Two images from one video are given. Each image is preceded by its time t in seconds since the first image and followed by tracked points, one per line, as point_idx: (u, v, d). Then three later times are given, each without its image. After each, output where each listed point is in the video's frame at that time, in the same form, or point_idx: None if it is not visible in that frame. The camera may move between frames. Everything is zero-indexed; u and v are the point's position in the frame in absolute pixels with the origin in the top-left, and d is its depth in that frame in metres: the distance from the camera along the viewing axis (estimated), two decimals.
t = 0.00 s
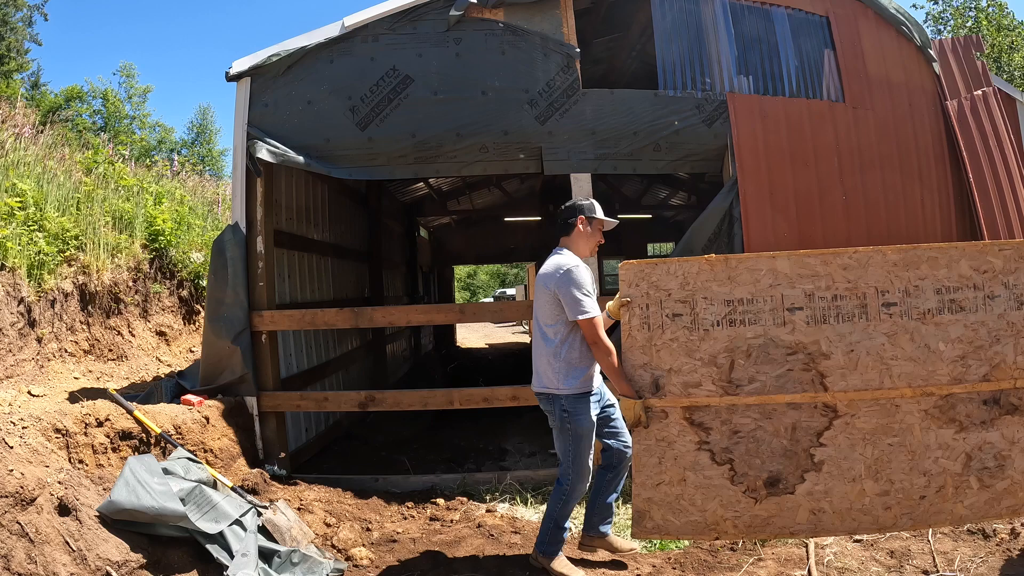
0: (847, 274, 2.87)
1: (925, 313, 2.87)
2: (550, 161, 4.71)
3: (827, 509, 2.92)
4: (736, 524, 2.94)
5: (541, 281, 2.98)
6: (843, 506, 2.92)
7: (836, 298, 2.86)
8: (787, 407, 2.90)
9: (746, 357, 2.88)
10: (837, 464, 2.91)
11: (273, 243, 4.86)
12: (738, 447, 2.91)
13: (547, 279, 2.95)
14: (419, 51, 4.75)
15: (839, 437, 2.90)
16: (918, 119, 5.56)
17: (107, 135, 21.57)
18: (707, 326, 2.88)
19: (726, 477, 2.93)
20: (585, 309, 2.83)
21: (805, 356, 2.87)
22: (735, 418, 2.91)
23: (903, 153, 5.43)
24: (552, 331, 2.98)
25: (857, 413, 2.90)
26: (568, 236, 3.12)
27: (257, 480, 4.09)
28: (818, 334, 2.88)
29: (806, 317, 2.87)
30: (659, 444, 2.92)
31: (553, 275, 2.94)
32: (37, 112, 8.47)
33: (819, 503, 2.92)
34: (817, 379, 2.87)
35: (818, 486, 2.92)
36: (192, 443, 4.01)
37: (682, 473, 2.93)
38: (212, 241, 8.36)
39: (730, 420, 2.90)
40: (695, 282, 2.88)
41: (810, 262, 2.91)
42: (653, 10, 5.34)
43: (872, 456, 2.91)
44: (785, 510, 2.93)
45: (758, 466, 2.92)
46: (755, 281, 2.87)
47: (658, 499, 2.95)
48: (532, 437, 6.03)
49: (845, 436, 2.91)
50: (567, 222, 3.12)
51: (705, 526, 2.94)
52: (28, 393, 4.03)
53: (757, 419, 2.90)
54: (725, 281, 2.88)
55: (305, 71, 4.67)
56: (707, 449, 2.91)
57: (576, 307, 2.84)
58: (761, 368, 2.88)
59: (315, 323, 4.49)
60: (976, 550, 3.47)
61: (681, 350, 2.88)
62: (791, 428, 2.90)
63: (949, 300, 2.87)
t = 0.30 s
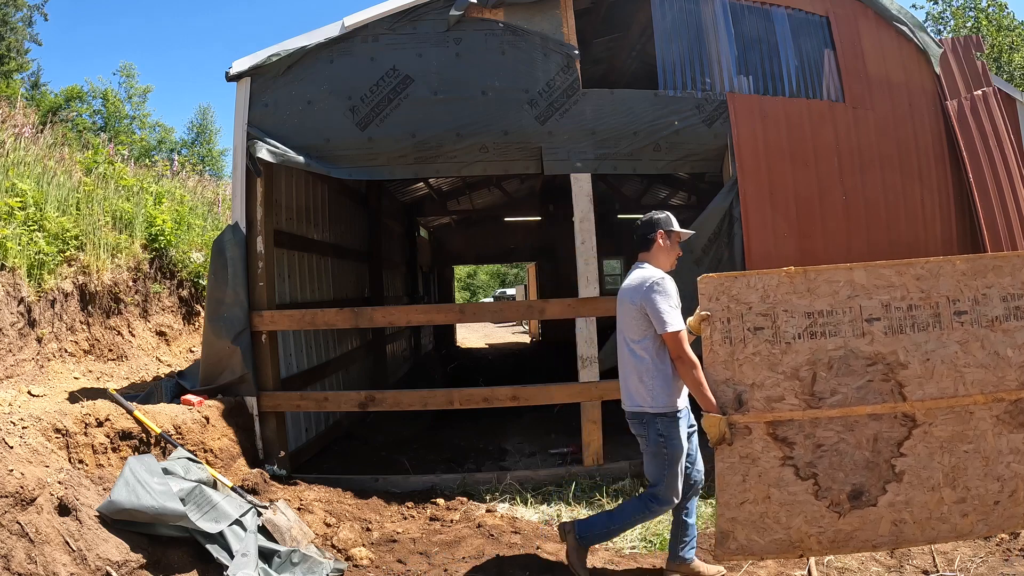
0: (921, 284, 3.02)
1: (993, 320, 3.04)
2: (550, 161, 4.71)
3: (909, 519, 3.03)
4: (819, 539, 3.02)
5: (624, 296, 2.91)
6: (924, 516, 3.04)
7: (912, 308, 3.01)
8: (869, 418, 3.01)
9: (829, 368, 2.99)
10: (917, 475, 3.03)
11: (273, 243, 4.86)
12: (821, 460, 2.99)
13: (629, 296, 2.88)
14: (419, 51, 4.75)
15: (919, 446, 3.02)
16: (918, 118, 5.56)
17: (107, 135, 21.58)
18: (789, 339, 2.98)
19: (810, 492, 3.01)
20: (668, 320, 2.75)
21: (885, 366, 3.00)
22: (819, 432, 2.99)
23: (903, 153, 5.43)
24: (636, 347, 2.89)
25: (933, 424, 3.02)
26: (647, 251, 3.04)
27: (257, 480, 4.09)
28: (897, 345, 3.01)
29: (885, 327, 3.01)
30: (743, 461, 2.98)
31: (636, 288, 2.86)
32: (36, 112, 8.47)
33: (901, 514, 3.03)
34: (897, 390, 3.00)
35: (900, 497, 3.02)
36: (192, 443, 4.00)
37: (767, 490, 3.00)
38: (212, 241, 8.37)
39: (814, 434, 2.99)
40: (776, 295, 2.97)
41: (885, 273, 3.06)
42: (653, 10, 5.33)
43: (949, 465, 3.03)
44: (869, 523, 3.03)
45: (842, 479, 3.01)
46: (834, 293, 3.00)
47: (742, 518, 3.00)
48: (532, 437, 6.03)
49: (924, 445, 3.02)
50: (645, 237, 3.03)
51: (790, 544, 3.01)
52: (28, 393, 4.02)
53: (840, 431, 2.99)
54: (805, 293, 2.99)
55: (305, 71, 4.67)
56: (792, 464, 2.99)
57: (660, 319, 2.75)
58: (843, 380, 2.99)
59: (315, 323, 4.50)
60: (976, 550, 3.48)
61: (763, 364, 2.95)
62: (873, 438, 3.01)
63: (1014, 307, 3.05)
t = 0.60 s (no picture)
0: (992, 278, 3.00)
1: None
2: (550, 161, 4.72)
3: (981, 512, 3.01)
4: (898, 534, 3.00)
5: (709, 286, 2.90)
6: (997, 508, 3.02)
7: (984, 302, 2.99)
8: (943, 412, 2.98)
9: (906, 363, 2.96)
10: (988, 468, 3.01)
11: (272, 243, 4.86)
12: (900, 454, 2.97)
13: (714, 286, 2.88)
14: (419, 51, 4.75)
15: (989, 438, 2.99)
16: (918, 119, 5.57)
17: (107, 135, 21.59)
18: (869, 334, 2.94)
19: (890, 486, 2.99)
20: (757, 313, 2.71)
21: (959, 360, 2.98)
22: (897, 426, 2.97)
23: (903, 154, 5.44)
24: (716, 338, 2.88)
25: (1004, 416, 3.00)
26: (733, 242, 3.05)
27: (258, 480, 4.09)
28: (969, 339, 2.98)
29: (958, 322, 2.98)
30: (825, 457, 2.94)
31: (724, 280, 2.85)
32: (36, 112, 8.47)
33: (972, 507, 3.01)
34: (970, 383, 2.97)
35: (973, 491, 3.00)
36: (192, 443, 4.00)
37: (849, 485, 2.96)
38: (212, 241, 8.37)
39: (894, 428, 2.96)
40: (857, 290, 2.95)
41: (957, 268, 3.03)
42: (653, 10, 5.31)
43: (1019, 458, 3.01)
44: (943, 515, 3.01)
45: (920, 473, 2.99)
46: (911, 287, 2.97)
47: (825, 514, 2.96)
48: (532, 437, 6.03)
49: (995, 438, 3.00)
50: (731, 227, 3.06)
51: (870, 539, 2.98)
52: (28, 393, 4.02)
53: (918, 425, 2.96)
54: (885, 288, 2.96)
55: (305, 71, 4.67)
56: (873, 459, 2.96)
57: (748, 311, 2.72)
58: (920, 375, 2.96)
59: (315, 323, 4.50)
60: (976, 550, 3.48)
61: (846, 359, 2.92)
62: (947, 432, 2.98)
63: None
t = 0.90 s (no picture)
0: None
1: None
2: (550, 161, 4.72)
3: None
4: (969, 534, 3.13)
5: (803, 291, 2.91)
6: None
7: None
8: (1008, 415, 3.12)
9: (975, 369, 3.07)
10: None
11: (272, 243, 4.85)
12: (971, 458, 3.09)
13: (809, 296, 2.88)
14: (419, 51, 4.74)
15: None
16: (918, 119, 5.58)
17: (107, 135, 21.58)
18: (941, 342, 3.03)
19: (962, 489, 3.11)
20: (851, 324, 2.73)
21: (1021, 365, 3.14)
22: (968, 430, 3.08)
23: (903, 154, 5.45)
24: (810, 348, 2.90)
25: None
26: (824, 250, 3.00)
27: (258, 480, 4.08)
28: None
29: (1019, 327, 3.14)
30: (904, 464, 3.03)
31: (819, 287, 2.85)
32: (36, 112, 8.47)
33: None
34: None
35: None
36: (192, 443, 4.00)
37: (926, 490, 3.06)
38: (212, 241, 8.38)
39: (965, 433, 3.08)
40: (930, 299, 3.04)
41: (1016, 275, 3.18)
42: (653, 10, 5.30)
43: None
44: (1009, 514, 3.17)
45: (988, 474, 3.12)
46: (977, 295, 3.10)
47: (904, 520, 3.05)
48: (532, 437, 6.03)
49: None
50: (824, 236, 2.99)
51: (945, 541, 3.09)
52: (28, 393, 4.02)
53: (986, 429, 3.10)
54: (953, 297, 3.08)
55: (305, 71, 4.67)
56: (947, 463, 3.07)
57: (843, 321, 2.75)
58: (987, 381, 3.09)
59: (315, 323, 4.50)
60: (976, 550, 3.47)
61: (921, 367, 3.00)
62: (1012, 435, 3.13)
63: None
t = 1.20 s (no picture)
0: None
1: None
2: (550, 161, 4.72)
3: None
4: None
5: (867, 275, 2.97)
6: None
7: None
8: None
9: None
10: None
11: (272, 243, 4.85)
12: None
13: (875, 279, 2.94)
14: (419, 51, 4.74)
15: None
16: (918, 119, 5.58)
17: (107, 135, 21.58)
18: (1003, 325, 3.24)
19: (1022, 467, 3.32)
20: (919, 307, 2.81)
21: None
22: None
23: (903, 154, 5.46)
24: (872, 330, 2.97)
25: None
26: (890, 234, 3.07)
27: (258, 480, 4.08)
28: None
29: None
30: (970, 443, 3.25)
31: (885, 271, 2.91)
32: (36, 112, 8.47)
33: None
34: None
35: None
36: (192, 443, 4.00)
37: (989, 469, 3.28)
38: (212, 241, 8.37)
39: None
40: (990, 284, 3.26)
41: None
42: (653, 10, 5.28)
43: None
44: None
45: None
46: None
47: (970, 499, 3.27)
48: (532, 437, 6.03)
49: None
50: (888, 221, 3.07)
51: (1005, 518, 3.32)
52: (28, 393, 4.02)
53: None
54: (1012, 283, 3.30)
55: (304, 71, 4.67)
56: (1008, 443, 3.29)
57: (910, 304, 2.82)
58: None
59: (315, 323, 4.50)
60: (976, 550, 3.47)
61: (984, 349, 3.20)
62: None
63: None
